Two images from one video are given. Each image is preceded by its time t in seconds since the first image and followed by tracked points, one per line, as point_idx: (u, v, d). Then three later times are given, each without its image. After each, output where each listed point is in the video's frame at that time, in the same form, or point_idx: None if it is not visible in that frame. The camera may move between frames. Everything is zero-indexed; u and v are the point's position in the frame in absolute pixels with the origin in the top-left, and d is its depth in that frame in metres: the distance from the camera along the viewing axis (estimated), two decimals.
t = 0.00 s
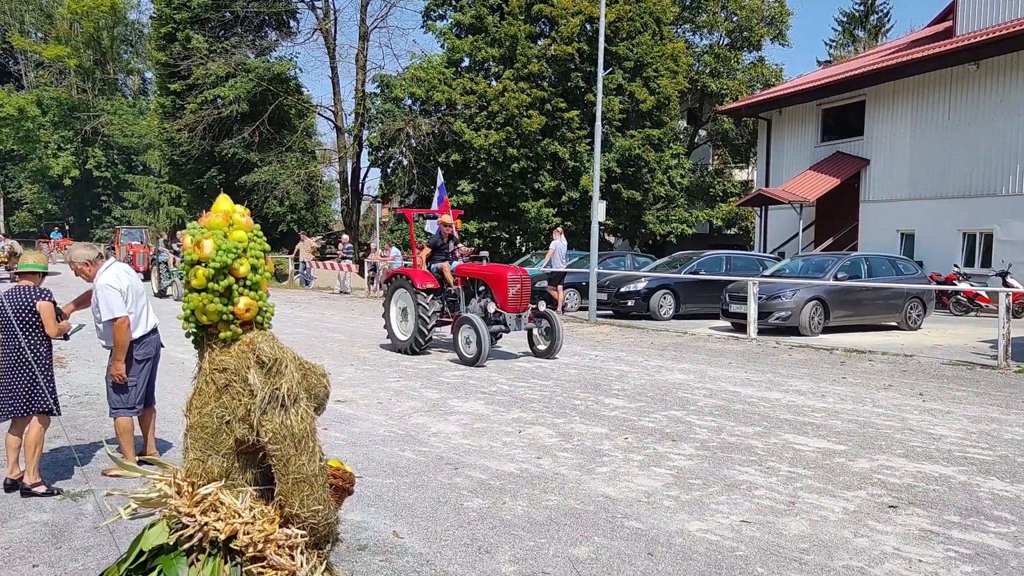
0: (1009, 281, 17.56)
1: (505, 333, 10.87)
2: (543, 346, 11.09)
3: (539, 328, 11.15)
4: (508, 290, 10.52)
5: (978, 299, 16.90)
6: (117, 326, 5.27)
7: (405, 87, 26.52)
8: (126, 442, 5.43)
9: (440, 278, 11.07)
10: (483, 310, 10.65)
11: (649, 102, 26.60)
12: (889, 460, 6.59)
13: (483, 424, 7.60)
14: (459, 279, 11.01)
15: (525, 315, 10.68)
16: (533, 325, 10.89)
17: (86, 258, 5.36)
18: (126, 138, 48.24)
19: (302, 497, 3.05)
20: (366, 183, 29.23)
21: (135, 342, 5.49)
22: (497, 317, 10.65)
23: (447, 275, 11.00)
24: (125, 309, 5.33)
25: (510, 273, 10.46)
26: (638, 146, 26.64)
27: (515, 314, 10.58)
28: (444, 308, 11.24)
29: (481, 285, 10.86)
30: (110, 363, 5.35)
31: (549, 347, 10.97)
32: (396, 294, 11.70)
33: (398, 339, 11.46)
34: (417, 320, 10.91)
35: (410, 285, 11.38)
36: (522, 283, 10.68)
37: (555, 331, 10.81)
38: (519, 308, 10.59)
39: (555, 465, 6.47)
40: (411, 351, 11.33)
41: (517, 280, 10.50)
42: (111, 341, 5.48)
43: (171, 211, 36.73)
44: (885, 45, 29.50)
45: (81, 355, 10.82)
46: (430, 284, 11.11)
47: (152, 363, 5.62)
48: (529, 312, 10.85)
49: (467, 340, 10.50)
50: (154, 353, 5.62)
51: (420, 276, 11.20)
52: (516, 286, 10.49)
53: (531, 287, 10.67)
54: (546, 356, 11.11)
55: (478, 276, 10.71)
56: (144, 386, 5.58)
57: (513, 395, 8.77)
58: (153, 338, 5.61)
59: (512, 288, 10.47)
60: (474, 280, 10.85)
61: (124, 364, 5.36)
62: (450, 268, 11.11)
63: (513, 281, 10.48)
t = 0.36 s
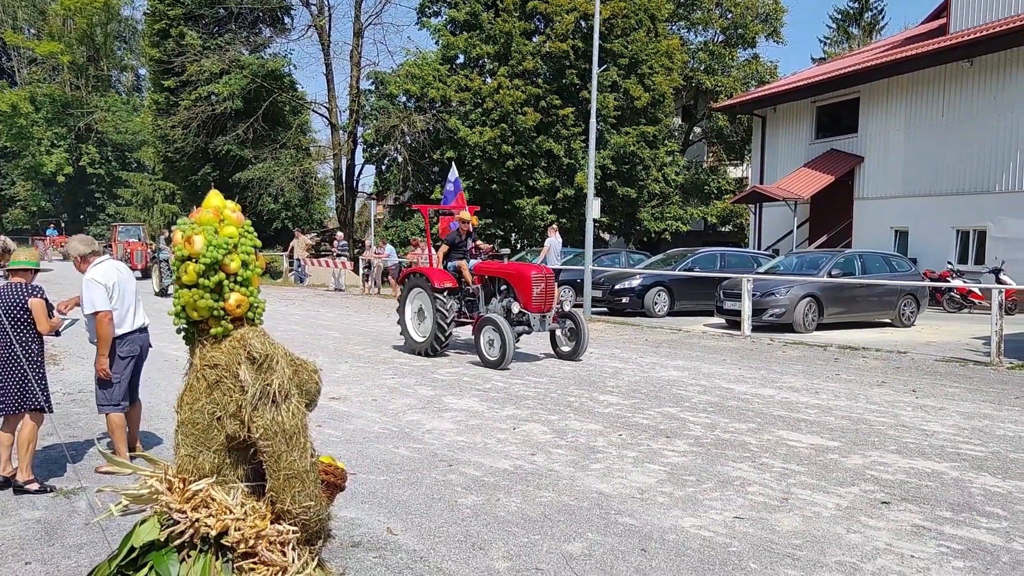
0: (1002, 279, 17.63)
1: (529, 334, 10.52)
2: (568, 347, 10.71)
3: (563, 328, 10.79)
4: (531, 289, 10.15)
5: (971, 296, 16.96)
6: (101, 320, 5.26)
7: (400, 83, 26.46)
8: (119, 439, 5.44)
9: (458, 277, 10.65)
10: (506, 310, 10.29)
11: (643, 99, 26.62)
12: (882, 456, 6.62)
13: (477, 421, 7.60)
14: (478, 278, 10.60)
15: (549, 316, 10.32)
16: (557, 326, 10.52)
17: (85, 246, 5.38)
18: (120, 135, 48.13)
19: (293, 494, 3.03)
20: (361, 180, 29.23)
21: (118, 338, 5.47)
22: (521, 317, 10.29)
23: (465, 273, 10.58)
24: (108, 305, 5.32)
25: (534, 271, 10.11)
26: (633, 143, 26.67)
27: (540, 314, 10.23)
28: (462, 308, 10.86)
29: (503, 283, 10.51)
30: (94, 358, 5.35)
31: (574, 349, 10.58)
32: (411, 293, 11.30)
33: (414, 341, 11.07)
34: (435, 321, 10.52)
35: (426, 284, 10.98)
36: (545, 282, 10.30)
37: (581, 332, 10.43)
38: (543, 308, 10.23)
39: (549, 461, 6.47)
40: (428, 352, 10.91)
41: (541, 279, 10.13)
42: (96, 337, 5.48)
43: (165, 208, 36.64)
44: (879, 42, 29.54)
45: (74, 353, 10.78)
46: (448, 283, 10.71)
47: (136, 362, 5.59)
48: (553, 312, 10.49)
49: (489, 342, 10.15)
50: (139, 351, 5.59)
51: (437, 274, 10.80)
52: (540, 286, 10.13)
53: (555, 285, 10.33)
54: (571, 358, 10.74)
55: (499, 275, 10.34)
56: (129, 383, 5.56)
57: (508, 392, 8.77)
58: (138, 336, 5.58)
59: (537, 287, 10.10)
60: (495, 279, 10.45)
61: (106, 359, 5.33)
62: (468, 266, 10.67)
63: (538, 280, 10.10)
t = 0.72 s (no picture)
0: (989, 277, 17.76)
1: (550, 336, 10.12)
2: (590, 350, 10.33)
3: (585, 330, 10.40)
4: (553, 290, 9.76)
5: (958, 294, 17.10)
6: (80, 304, 5.39)
7: (390, 81, 26.31)
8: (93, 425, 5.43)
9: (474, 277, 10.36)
10: (526, 311, 9.90)
11: (634, 98, 26.67)
12: (869, 454, 6.65)
13: (466, 419, 7.60)
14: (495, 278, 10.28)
15: (571, 318, 9.91)
16: (579, 328, 10.12)
17: (87, 241, 5.67)
18: (108, 133, 47.90)
19: (279, 494, 3.04)
20: (351, 177, 29.20)
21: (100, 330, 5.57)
22: (541, 319, 9.88)
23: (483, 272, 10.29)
24: (87, 293, 5.47)
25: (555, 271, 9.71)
26: (623, 141, 26.71)
27: (562, 316, 9.81)
28: (478, 309, 10.51)
29: (522, 283, 10.12)
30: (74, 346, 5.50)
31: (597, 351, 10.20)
32: (425, 294, 10.95)
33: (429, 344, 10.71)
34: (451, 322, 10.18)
35: (441, 284, 10.62)
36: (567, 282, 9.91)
37: (604, 335, 10.04)
38: (565, 309, 9.82)
39: (539, 459, 6.48)
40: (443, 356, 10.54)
41: (563, 279, 9.73)
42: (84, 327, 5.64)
43: (154, 206, 36.50)
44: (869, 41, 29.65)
45: (61, 352, 10.72)
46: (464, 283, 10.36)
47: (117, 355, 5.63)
48: (576, 314, 10.07)
49: (510, 345, 9.79)
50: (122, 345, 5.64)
51: (453, 274, 10.45)
52: (562, 286, 9.74)
53: (577, 285, 9.93)
54: (593, 361, 10.35)
55: (518, 274, 9.97)
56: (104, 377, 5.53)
57: (498, 390, 8.78)
58: (121, 330, 5.64)
59: (558, 288, 9.71)
60: (514, 278, 10.09)
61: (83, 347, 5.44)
62: (485, 265, 10.42)
63: (559, 279, 9.72)
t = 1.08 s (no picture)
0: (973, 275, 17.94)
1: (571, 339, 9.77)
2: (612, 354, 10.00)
3: (606, 333, 10.07)
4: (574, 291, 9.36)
5: (942, 292, 17.25)
6: (40, 302, 5.87)
7: (377, 79, 26.27)
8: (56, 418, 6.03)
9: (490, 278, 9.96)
10: (546, 313, 9.51)
11: (621, 97, 26.69)
12: (853, 452, 6.71)
13: (453, 419, 7.61)
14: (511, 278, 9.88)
15: (593, 321, 9.51)
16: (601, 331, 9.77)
17: (74, 246, 6.16)
18: (93, 130, 47.55)
19: (263, 498, 3.04)
20: (338, 175, 29.15)
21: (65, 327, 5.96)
22: (563, 322, 9.48)
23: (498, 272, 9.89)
24: (51, 291, 5.90)
25: (577, 271, 9.31)
26: (611, 140, 26.77)
27: (584, 319, 9.40)
28: (493, 311, 10.12)
29: (541, 284, 9.72)
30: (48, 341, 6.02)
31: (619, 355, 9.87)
32: (438, 296, 10.56)
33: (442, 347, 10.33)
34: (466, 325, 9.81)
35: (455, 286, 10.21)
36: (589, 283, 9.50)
37: (627, 338, 9.76)
38: (587, 312, 9.42)
39: (525, 458, 6.51)
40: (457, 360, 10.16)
41: (584, 280, 9.33)
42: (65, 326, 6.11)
43: (140, 204, 36.33)
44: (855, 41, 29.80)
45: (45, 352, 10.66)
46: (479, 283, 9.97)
47: (79, 353, 5.97)
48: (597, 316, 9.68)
49: (529, 349, 9.46)
50: (81, 343, 5.95)
51: (467, 274, 10.05)
52: (584, 287, 9.34)
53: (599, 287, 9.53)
54: (615, 366, 10.01)
55: (537, 275, 9.54)
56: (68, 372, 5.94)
57: (485, 389, 8.78)
58: (81, 329, 5.97)
59: (580, 289, 9.31)
60: (533, 279, 9.67)
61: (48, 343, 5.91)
62: (499, 265, 10.01)
63: (580, 281, 9.31)
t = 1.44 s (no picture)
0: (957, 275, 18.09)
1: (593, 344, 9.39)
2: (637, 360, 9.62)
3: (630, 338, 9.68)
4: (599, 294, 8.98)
5: (926, 292, 17.41)
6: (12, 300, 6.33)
7: (364, 78, 26.36)
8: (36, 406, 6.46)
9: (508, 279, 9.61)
10: (568, 317, 9.14)
11: (608, 97, 26.70)
12: (837, 451, 6.76)
13: (439, 419, 7.60)
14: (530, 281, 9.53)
15: (618, 325, 9.13)
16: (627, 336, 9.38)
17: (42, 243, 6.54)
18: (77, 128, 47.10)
19: (248, 499, 3.04)
20: (325, 175, 29.07)
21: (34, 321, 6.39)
22: (587, 327, 9.10)
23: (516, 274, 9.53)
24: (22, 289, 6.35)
25: (601, 274, 8.93)
26: (598, 140, 26.83)
27: (608, 323, 9.02)
28: (510, 314, 9.78)
29: (561, 286, 9.34)
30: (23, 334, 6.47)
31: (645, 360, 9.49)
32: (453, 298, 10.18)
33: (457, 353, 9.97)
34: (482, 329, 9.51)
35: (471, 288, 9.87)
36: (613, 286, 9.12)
37: (654, 342, 9.40)
38: (612, 316, 9.03)
39: (511, 458, 6.51)
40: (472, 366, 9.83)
41: (609, 283, 8.96)
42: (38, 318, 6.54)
43: (124, 203, 36.09)
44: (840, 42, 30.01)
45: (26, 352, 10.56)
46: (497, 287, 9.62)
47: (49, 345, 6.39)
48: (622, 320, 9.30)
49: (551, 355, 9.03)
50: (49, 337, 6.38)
51: (484, 277, 9.68)
52: (609, 290, 8.96)
53: (623, 290, 9.15)
54: (639, 372, 9.63)
55: (558, 277, 9.18)
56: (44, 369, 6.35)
57: (472, 389, 8.78)
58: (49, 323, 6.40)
59: (605, 292, 8.93)
60: (553, 281, 9.31)
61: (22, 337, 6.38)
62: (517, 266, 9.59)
63: (605, 283, 8.93)
